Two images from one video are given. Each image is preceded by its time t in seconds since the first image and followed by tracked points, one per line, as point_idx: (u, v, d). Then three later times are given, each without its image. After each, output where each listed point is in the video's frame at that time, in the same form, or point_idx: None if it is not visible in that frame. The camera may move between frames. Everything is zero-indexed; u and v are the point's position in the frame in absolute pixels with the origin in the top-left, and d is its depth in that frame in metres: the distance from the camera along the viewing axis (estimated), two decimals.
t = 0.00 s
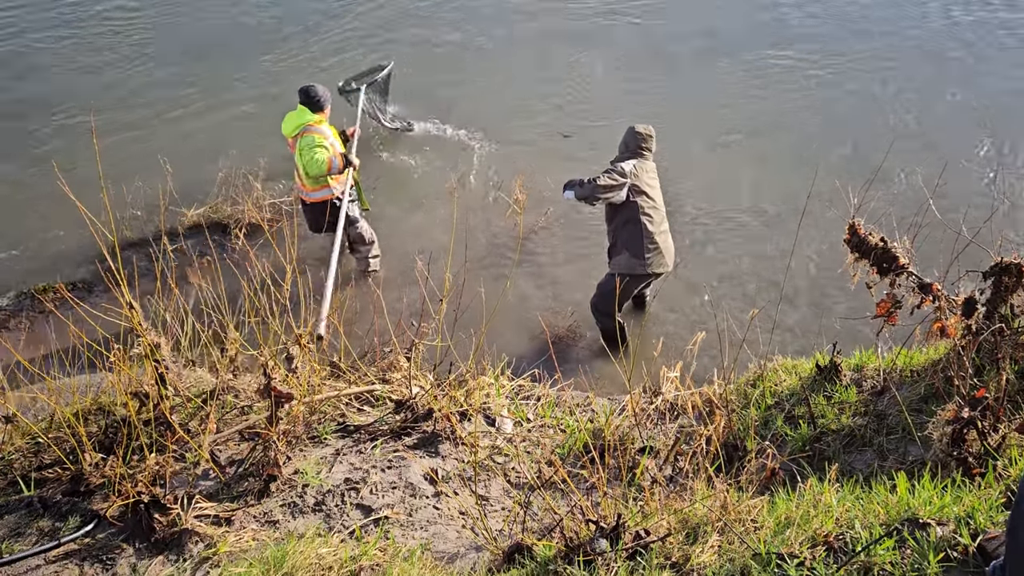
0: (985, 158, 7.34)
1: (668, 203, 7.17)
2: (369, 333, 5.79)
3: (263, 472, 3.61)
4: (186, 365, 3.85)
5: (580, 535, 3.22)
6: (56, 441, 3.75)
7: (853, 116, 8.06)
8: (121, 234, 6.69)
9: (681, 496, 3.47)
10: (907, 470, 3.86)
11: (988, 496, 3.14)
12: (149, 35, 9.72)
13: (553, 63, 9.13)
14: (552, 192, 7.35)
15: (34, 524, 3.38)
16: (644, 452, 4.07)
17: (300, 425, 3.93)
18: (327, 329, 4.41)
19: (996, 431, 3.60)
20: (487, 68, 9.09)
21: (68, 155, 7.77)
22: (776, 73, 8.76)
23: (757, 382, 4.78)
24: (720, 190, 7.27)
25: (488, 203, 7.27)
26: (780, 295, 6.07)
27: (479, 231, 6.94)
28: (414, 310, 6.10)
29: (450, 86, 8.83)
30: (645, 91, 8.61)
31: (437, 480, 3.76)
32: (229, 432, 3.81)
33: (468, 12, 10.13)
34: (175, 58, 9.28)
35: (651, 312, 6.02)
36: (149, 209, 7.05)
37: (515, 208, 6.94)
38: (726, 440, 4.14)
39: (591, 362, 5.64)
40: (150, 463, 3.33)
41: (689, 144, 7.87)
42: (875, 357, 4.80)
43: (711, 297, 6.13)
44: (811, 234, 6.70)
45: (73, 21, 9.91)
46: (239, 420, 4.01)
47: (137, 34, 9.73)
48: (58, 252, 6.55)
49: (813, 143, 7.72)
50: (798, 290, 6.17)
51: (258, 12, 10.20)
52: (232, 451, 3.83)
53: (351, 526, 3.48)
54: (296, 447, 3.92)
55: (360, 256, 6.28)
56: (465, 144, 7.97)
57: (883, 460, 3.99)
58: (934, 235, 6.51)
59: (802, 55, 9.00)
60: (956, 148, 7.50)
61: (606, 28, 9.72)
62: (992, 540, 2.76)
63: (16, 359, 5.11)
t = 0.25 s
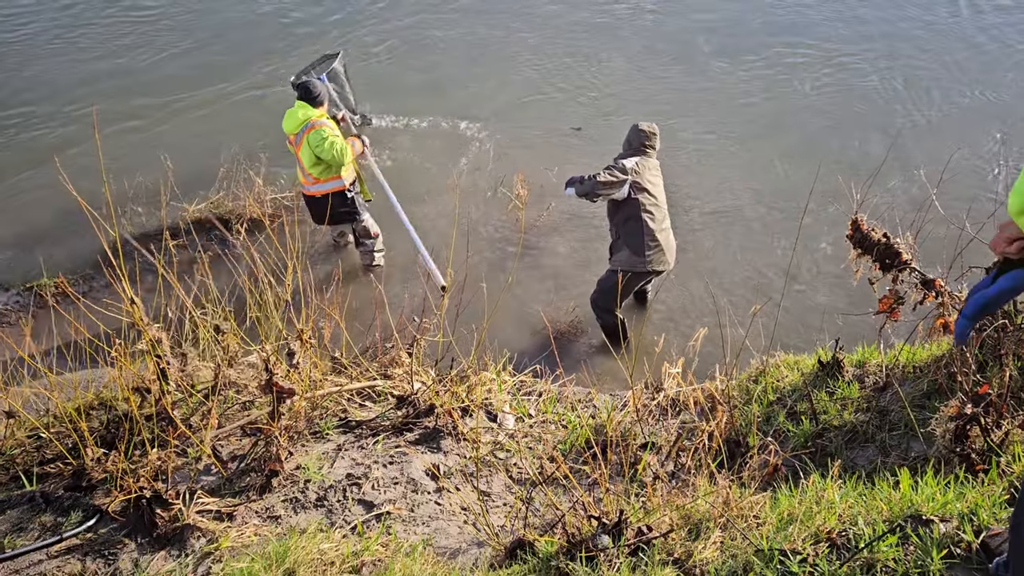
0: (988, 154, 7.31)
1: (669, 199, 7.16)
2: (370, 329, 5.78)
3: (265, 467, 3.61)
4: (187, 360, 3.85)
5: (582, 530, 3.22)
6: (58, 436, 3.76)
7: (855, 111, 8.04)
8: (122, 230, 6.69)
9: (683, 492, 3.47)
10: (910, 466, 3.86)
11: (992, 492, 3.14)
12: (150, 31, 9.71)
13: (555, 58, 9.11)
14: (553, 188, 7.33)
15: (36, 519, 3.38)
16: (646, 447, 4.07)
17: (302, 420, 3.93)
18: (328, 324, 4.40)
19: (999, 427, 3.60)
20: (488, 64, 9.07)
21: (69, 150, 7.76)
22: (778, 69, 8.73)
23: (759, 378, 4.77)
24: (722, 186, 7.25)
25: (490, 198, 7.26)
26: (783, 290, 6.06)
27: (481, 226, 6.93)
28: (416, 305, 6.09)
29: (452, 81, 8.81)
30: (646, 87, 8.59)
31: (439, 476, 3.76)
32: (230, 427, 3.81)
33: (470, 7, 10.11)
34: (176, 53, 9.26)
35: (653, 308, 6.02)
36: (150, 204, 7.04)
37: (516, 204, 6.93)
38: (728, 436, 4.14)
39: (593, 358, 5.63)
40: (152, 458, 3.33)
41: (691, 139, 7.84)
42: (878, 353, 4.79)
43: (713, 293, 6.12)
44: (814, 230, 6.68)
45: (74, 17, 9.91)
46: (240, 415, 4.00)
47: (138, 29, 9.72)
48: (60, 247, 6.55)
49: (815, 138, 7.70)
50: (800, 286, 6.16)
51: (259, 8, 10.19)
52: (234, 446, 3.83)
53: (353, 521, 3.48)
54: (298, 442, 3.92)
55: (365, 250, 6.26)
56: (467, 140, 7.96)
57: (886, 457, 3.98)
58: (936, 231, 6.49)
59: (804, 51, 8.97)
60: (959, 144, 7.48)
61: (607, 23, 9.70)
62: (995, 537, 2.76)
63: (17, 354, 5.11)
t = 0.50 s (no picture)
0: (993, 149, 7.28)
1: (673, 194, 7.14)
2: (373, 324, 5.77)
3: (268, 462, 3.61)
4: (190, 355, 3.85)
5: (585, 525, 3.22)
6: (62, 430, 3.76)
7: (860, 106, 8.00)
8: (125, 224, 6.68)
9: (686, 487, 3.47)
10: (913, 462, 3.85)
11: (996, 488, 3.13)
12: (153, 25, 9.69)
13: (558, 53, 9.08)
14: (556, 183, 7.31)
15: (40, 513, 3.39)
16: (649, 442, 4.06)
17: (305, 414, 3.93)
18: (331, 319, 4.40)
19: (1003, 423, 3.59)
20: (491, 58, 9.04)
21: (72, 145, 7.76)
22: (782, 63, 8.70)
23: (762, 373, 4.77)
24: (725, 181, 7.23)
25: (492, 193, 7.24)
26: (786, 286, 6.04)
27: (483, 221, 6.91)
28: (418, 300, 6.09)
29: (455, 75, 8.78)
30: (650, 81, 8.56)
31: (442, 470, 3.76)
32: (233, 422, 3.81)
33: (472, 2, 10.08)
34: (178, 47, 9.24)
35: (656, 303, 6.00)
36: (153, 199, 7.03)
37: (519, 199, 6.92)
38: (731, 431, 4.14)
39: (596, 353, 5.62)
40: (155, 452, 3.33)
41: (694, 134, 7.81)
42: (881, 348, 4.78)
43: (717, 288, 6.10)
44: (817, 225, 6.66)
45: (76, 11, 9.89)
46: (243, 410, 4.00)
47: (141, 23, 9.70)
48: (62, 242, 6.55)
49: (819, 133, 7.68)
50: (803, 281, 6.14)
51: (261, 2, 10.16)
52: (237, 441, 3.83)
53: (356, 516, 3.49)
54: (301, 437, 3.93)
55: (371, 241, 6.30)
56: (469, 134, 7.94)
57: (889, 452, 3.98)
58: (940, 226, 6.46)
59: (809, 45, 8.93)
60: (964, 139, 7.45)
61: (611, 18, 9.67)
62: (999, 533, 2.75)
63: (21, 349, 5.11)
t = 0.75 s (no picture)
0: (993, 143, 7.27)
1: (673, 188, 7.13)
2: (373, 318, 5.77)
3: (268, 456, 3.61)
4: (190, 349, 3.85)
5: (585, 519, 3.24)
6: (63, 425, 3.77)
7: (861, 100, 7.98)
8: (125, 219, 6.68)
9: (686, 482, 3.48)
10: (913, 456, 3.85)
11: (996, 482, 3.14)
12: (153, 20, 9.68)
13: (558, 48, 9.06)
14: (557, 177, 7.30)
15: (41, 507, 3.39)
16: (649, 437, 4.07)
17: (305, 409, 3.93)
18: (331, 313, 4.40)
19: (1004, 417, 3.59)
20: (491, 52, 9.03)
21: (72, 139, 7.75)
22: (782, 58, 8.68)
23: (762, 367, 4.77)
24: (726, 175, 7.22)
25: (493, 187, 7.23)
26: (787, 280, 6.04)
27: (484, 215, 6.90)
28: (418, 295, 6.09)
29: (456, 70, 8.77)
30: (650, 76, 8.54)
31: (442, 465, 3.76)
32: (234, 416, 3.82)
33: None
34: (178, 42, 9.23)
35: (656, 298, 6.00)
36: (153, 193, 7.03)
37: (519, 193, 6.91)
38: (731, 425, 4.15)
39: (596, 347, 5.62)
40: (155, 447, 3.33)
41: (695, 128, 7.80)
42: (881, 343, 4.78)
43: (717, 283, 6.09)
44: (818, 220, 6.65)
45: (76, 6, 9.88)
46: (244, 404, 4.00)
47: (141, 19, 9.68)
48: (63, 236, 6.55)
49: (819, 128, 7.66)
50: (803, 275, 6.14)
51: None
52: (237, 435, 3.83)
53: (356, 511, 3.49)
54: (301, 432, 3.93)
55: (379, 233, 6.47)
56: (470, 129, 7.93)
57: (889, 446, 3.98)
58: (941, 220, 6.46)
59: (810, 40, 8.90)
60: (965, 133, 7.43)
61: (611, 12, 9.64)
62: (999, 528, 2.75)
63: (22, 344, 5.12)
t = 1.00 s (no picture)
0: (989, 139, 7.28)
1: (670, 185, 7.13)
2: (370, 316, 5.77)
3: (265, 453, 3.62)
4: (187, 347, 3.85)
5: (581, 515, 3.25)
6: (59, 423, 3.77)
7: (857, 96, 7.99)
8: (121, 217, 6.67)
9: (682, 477, 3.49)
10: (908, 451, 3.86)
11: (990, 477, 3.15)
12: (149, 17, 9.65)
13: (555, 44, 9.05)
14: (554, 173, 7.30)
15: (37, 505, 3.39)
16: (646, 433, 4.07)
17: (302, 406, 3.94)
18: (328, 310, 4.40)
19: (998, 412, 3.60)
20: (488, 49, 9.02)
21: (68, 137, 7.73)
22: (779, 54, 8.68)
23: (759, 363, 4.78)
24: (722, 171, 7.22)
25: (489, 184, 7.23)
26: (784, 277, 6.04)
27: (480, 212, 6.90)
28: (415, 292, 6.08)
29: (452, 68, 8.77)
30: (647, 72, 8.55)
31: (439, 462, 3.76)
32: (231, 414, 3.82)
33: None
34: (174, 39, 9.21)
35: (653, 295, 6.00)
36: (149, 191, 7.01)
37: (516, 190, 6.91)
38: (727, 421, 4.16)
39: (593, 344, 5.62)
40: (152, 445, 3.33)
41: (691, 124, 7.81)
42: (877, 338, 4.78)
43: (714, 279, 6.09)
44: (814, 216, 6.66)
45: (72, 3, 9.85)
46: (241, 402, 4.00)
47: (137, 15, 9.66)
48: (59, 235, 6.54)
49: (816, 124, 7.67)
50: (800, 271, 6.15)
51: None
52: (234, 432, 3.84)
53: (353, 507, 3.49)
54: (298, 429, 3.93)
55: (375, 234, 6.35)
56: (466, 126, 7.92)
57: (885, 441, 3.99)
58: (937, 216, 6.47)
59: (807, 36, 8.90)
60: (961, 129, 7.44)
61: (608, 9, 9.64)
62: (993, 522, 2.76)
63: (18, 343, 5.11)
